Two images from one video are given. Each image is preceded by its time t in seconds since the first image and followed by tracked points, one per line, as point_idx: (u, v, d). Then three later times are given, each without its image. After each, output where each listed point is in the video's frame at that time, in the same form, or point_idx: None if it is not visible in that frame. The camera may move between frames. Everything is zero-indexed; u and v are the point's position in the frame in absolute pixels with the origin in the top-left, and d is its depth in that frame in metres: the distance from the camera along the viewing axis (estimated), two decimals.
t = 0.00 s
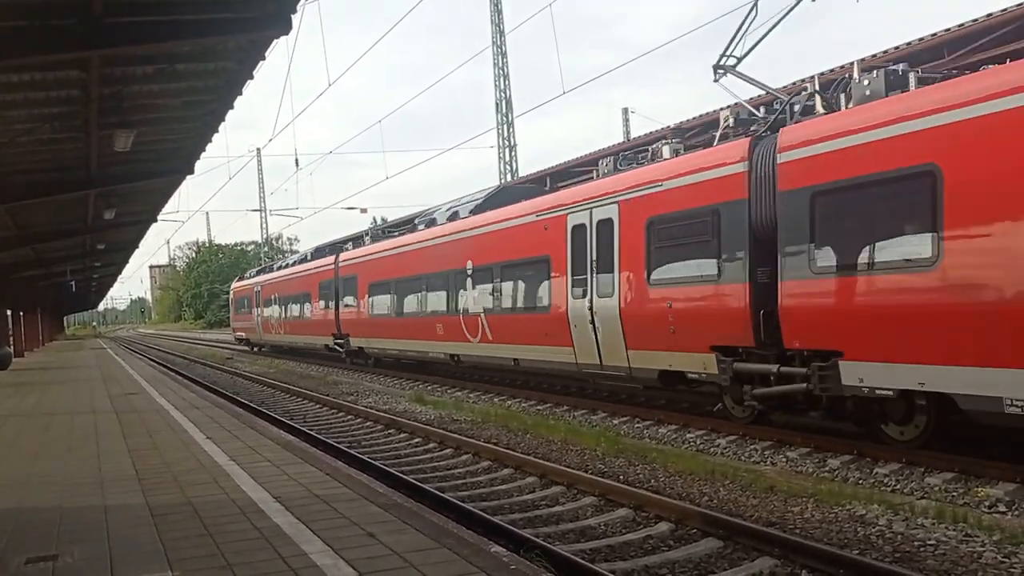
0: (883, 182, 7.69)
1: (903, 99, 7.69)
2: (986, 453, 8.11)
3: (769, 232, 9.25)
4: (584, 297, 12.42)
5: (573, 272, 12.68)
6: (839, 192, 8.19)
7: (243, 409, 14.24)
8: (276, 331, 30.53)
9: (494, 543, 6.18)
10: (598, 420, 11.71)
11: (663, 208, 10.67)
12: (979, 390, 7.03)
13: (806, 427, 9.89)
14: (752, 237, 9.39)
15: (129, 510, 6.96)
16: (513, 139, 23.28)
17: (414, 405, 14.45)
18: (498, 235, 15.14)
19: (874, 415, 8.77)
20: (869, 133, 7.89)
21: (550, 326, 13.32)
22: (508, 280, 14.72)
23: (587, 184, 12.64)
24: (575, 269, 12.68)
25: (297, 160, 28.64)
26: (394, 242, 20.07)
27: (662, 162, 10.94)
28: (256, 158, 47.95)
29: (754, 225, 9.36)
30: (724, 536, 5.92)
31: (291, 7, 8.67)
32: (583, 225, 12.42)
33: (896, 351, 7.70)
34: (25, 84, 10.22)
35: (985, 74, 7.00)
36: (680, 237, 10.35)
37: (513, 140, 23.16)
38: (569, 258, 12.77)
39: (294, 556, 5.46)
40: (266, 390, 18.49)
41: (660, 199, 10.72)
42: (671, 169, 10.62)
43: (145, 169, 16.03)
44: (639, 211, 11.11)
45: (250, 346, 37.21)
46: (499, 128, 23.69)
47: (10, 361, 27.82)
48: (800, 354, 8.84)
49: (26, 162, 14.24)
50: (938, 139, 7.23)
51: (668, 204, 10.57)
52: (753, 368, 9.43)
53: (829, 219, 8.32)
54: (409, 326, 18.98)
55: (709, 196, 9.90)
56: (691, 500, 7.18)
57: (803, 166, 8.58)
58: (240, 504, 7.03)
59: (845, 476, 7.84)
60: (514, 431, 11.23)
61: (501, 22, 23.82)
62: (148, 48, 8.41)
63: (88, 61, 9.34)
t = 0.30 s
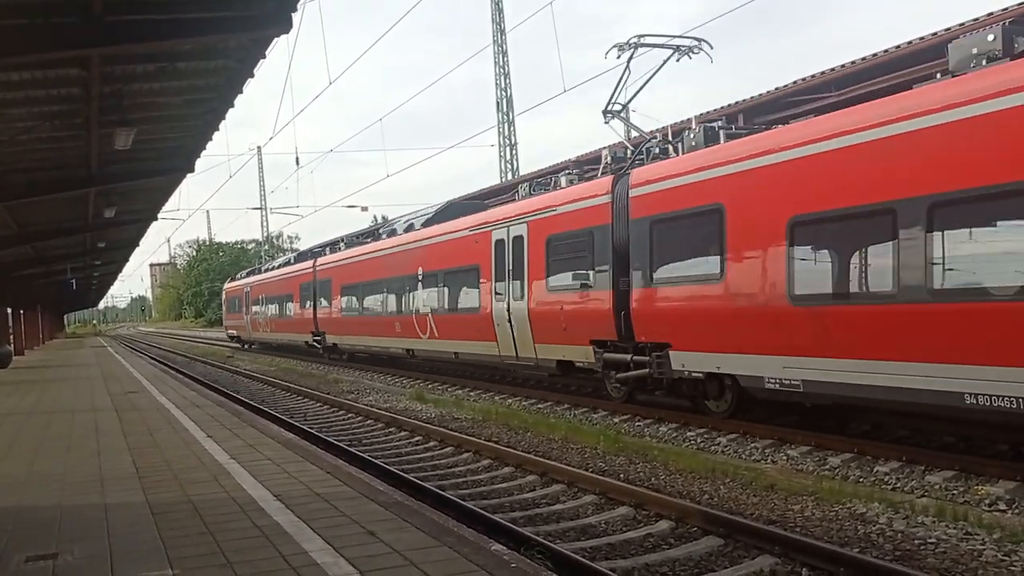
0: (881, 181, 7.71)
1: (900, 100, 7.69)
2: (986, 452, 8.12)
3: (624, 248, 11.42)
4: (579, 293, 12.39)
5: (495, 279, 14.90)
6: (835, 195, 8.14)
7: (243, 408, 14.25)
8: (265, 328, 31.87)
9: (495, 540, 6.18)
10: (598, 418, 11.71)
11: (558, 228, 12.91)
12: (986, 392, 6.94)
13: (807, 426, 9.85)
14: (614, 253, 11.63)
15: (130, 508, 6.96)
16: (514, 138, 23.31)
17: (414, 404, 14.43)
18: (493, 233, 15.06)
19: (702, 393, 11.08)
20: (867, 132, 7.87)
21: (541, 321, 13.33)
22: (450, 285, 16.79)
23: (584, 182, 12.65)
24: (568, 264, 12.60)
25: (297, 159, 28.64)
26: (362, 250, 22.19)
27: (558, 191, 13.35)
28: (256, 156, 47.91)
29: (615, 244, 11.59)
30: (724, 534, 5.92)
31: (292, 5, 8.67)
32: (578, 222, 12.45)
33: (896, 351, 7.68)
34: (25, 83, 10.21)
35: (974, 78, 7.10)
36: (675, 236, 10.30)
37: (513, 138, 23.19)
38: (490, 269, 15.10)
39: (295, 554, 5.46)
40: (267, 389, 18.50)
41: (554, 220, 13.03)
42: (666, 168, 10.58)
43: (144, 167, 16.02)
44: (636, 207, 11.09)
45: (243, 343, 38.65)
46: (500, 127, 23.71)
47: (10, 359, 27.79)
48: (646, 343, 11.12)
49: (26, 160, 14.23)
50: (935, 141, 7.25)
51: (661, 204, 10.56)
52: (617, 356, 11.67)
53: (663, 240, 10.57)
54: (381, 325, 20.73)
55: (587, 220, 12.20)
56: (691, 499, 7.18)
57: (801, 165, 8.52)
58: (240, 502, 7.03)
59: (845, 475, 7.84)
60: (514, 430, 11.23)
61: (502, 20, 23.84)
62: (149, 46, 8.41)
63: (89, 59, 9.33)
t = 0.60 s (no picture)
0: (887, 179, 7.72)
1: (906, 99, 7.70)
2: (987, 453, 8.13)
3: (531, 263, 13.79)
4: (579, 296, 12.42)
5: (440, 287, 17.15)
6: (841, 193, 8.14)
7: (244, 408, 14.26)
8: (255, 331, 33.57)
9: (496, 541, 6.18)
10: (598, 419, 11.71)
11: (484, 244, 15.28)
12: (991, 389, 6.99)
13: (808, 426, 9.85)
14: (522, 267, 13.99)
15: (131, 508, 6.96)
16: (514, 138, 23.32)
17: (415, 405, 14.42)
18: (493, 233, 15.05)
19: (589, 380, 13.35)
20: (874, 131, 7.87)
21: (493, 322, 14.88)
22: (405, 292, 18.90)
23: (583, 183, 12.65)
24: (569, 265, 12.55)
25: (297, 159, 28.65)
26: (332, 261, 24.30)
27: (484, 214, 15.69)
28: (257, 156, 47.88)
29: (524, 260, 13.93)
30: (724, 535, 5.92)
31: (292, 6, 8.67)
32: (520, 235, 14.04)
33: (902, 350, 7.66)
34: (26, 83, 10.22)
35: (894, 99, 7.85)
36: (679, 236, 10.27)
37: (514, 139, 23.21)
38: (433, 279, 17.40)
39: (295, 555, 5.47)
40: (267, 389, 18.50)
41: (480, 238, 15.46)
42: (667, 168, 10.57)
43: (143, 167, 16.02)
44: (637, 208, 11.08)
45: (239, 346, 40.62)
46: (500, 127, 23.73)
47: (10, 360, 27.81)
48: (545, 340, 13.46)
49: (26, 160, 14.25)
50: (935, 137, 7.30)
51: (663, 204, 10.55)
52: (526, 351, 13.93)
53: (559, 255, 12.85)
54: (349, 328, 22.77)
55: (503, 238, 14.61)
56: (691, 499, 7.18)
57: (805, 164, 8.52)
58: (240, 502, 7.04)
59: (846, 476, 7.84)
60: (515, 430, 11.24)
61: (502, 20, 23.84)
62: (149, 46, 8.42)
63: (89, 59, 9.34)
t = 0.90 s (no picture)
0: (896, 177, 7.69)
1: (916, 97, 7.67)
2: (985, 453, 8.15)
3: (461, 273, 16.15)
4: (584, 296, 12.28)
5: (393, 292, 19.29)
6: (852, 191, 8.10)
7: (243, 408, 14.26)
8: (245, 329, 35.25)
9: (494, 542, 6.18)
10: (598, 419, 11.73)
11: (428, 255, 17.49)
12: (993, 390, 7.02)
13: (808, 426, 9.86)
14: (456, 276, 16.29)
15: (129, 509, 6.97)
16: (513, 138, 23.36)
17: (414, 405, 14.42)
18: (490, 234, 14.94)
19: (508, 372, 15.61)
20: (884, 128, 7.83)
21: (433, 322, 17.17)
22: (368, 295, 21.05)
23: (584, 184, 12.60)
24: (488, 276, 14.95)
25: (297, 159, 28.68)
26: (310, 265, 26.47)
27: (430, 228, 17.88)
28: (257, 156, 47.90)
29: (456, 270, 16.26)
30: (723, 536, 5.92)
31: (292, 6, 8.66)
32: (452, 249, 16.37)
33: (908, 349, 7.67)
34: (25, 83, 10.21)
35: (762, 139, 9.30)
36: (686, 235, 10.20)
37: (513, 139, 23.25)
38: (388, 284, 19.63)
39: (294, 555, 5.47)
40: (267, 389, 18.53)
41: (424, 250, 17.69)
42: (672, 168, 10.55)
43: (142, 167, 16.03)
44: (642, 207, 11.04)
45: (232, 343, 42.21)
46: (500, 128, 23.76)
47: (9, 360, 27.79)
48: (473, 337, 15.72)
49: (25, 160, 14.24)
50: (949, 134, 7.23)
51: (669, 204, 10.51)
52: (459, 347, 16.12)
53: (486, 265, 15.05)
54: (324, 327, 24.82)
55: (480, 243, 15.31)
56: (691, 500, 7.18)
57: (814, 162, 8.49)
58: (239, 503, 7.03)
59: (845, 476, 7.85)
60: (514, 430, 11.25)
61: (502, 20, 23.85)
62: (149, 46, 8.41)
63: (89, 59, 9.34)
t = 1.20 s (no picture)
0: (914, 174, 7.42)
1: (923, 93, 7.43)
2: (985, 452, 8.15)
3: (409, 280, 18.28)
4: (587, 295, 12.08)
5: (357, 295, 21.34)
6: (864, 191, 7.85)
7: (243, 408, 14.27)
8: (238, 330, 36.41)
9: (494, 542, 6.18)
10: (598, 418, 11.74)
11: (385, 262, 19.58)
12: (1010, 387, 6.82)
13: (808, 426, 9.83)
14: (406, 282, 18.42)
15: (129, 509, 6.97)
16: (513, 138, 23.37)
17: (414, 405, 14.40)
18: (490, 234, 14.82)
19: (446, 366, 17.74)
20: (888, 127, 7.61)
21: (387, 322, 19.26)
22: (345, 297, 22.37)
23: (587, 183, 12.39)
24: (430, 283, 17.12)
25: (297, 158, 28.74)
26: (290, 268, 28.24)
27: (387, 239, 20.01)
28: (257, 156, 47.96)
29: (406, 277, 18.39)
30: (724, 535, 5.92)
31: (291, 5, 8.65)
32: (402, 258, 18.54)
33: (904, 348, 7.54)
34: (25, 83, 10.21)
35: (633, 173, 11.24)
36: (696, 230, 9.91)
37: (513, 138, 23.27)
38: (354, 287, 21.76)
39: (295, 555, 5.47)
40: (267, 389, 18.54)
41: (382, 259, 19.77)
42: (670, 169, 10.46)
43: (142, 167, 16.02)
44: (647, 209, 10.85)
45: (225, 343, 43.76)
46: (500, 127, 23.77)
47: (9, 360, 27.81)
48: (418, 335, 17.85)
49: (26, 160, 14.24)
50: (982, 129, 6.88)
51: (675, 204, 10.28)
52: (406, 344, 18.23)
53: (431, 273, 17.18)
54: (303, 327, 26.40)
55: (480, 242, 15.18)
56: (691, 499, 7.18)
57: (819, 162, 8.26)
58: (239, 503, 7.03)
59: (845, 475, 7.85)
60: (514, 430, 11.26)
61: (502, 20, 23.86)
62: (150, 45, 8.40)
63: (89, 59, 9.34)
